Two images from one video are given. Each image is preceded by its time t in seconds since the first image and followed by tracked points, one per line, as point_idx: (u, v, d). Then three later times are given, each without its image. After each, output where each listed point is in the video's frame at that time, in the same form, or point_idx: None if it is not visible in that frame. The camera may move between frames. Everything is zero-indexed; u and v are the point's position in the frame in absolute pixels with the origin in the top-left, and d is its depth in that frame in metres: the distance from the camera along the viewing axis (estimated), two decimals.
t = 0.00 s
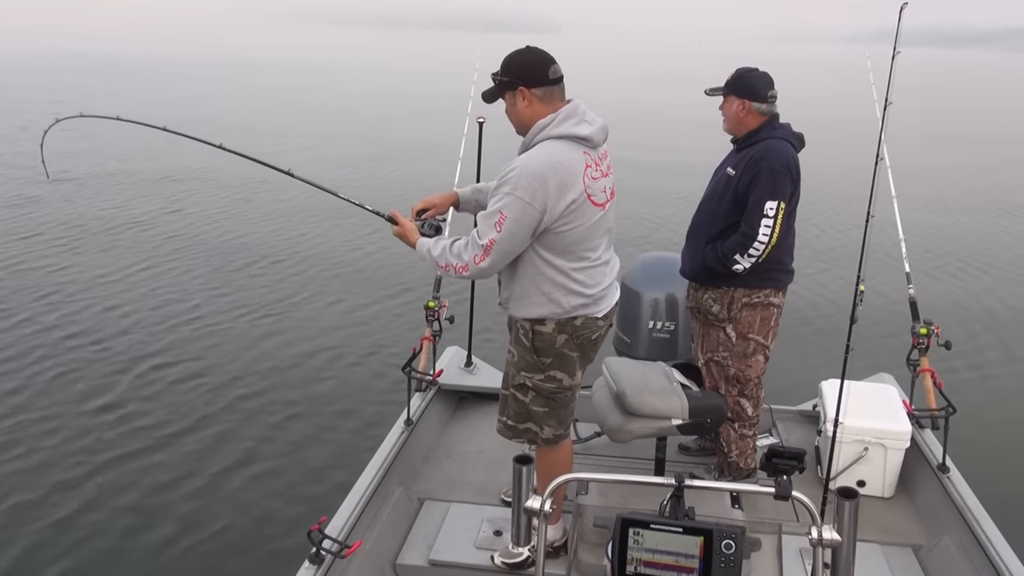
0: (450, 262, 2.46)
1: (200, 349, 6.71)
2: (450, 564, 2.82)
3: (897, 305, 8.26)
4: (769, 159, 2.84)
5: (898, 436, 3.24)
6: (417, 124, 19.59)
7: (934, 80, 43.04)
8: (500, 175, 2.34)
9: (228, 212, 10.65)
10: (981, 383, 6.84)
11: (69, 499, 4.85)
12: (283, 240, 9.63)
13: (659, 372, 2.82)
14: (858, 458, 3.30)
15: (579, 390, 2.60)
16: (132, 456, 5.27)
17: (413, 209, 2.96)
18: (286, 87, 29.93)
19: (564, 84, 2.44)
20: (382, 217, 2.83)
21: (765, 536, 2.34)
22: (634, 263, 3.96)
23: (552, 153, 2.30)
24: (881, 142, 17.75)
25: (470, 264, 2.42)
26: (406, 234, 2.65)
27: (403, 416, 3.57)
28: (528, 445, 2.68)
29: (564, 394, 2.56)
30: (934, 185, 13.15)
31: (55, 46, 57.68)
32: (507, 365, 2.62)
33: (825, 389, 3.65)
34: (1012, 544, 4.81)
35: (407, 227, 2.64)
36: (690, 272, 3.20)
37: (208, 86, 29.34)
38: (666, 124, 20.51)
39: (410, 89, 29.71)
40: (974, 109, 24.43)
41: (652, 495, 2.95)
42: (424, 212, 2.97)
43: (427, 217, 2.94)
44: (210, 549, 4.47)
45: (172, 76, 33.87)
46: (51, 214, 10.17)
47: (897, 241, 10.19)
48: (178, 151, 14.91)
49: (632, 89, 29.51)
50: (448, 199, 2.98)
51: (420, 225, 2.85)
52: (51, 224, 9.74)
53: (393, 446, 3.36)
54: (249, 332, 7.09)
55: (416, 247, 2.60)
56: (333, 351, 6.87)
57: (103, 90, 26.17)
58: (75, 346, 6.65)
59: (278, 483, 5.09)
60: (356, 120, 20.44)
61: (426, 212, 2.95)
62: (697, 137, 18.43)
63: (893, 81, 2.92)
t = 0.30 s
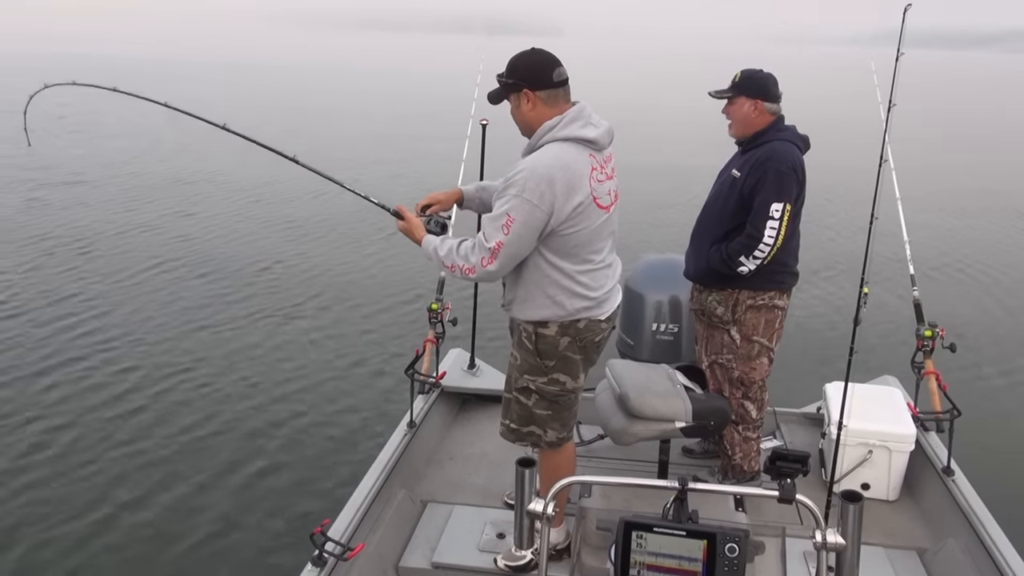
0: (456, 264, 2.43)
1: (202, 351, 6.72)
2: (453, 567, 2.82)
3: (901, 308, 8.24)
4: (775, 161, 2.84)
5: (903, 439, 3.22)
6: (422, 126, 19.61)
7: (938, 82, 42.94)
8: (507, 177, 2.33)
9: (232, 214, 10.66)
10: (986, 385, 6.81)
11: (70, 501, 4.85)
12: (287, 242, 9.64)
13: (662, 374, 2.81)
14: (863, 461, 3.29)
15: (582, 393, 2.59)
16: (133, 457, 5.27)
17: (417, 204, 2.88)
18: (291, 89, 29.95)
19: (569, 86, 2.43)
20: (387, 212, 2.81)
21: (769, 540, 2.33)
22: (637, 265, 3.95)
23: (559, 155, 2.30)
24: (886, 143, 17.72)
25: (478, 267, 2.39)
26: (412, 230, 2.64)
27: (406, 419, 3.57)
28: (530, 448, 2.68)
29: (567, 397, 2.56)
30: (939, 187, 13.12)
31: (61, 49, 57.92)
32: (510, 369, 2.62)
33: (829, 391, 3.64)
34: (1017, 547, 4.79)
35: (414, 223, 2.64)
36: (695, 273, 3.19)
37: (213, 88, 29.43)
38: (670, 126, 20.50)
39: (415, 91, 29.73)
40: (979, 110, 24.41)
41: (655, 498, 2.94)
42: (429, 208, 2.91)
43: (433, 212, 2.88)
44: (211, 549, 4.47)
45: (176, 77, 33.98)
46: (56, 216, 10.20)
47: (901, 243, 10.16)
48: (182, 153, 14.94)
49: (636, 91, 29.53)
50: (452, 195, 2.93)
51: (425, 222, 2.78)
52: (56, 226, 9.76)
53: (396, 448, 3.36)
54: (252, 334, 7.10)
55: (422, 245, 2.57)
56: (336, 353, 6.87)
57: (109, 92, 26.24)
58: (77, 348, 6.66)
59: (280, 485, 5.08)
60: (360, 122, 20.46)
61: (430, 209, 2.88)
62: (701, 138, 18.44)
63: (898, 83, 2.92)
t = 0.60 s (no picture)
0: (465, 265, 2.41)
1: (205, 354, 6.71)
2: (457, 570, 2.81)
3: (906, 310, 8.22)
4: (781, 163, 2.83)
5: (909, 442, 3.21)
6: (427, 128, 19.65)
7: (944, 83, 42.82)
8: (517, 179, 2.31)
9: (237, 216, 10.69)
10: (992, 387, 6.78)
11: (72, 501, 4.84)
12: (290, 245, 9.64)
13: (666, 377, 2.80)
14: (868, 464, 3.27)
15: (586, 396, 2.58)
16: (136, 458, 5.26)
17: (424, 198, 2.90)
18: (297, 91, 30.03)
19: (575, 87, 2.43)
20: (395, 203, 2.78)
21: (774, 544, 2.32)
22: (641, 267, 3.94)
23: (570, 157, 2.29)
24: (891, 146, 17.66)
25: (489, 268, 2.36)
26: (421, 227, 2.60)
27: (409, 421, 3.56)
28: (534, 451, 2.66)
29: (571, 400, 2.55)
30: (944, 189, 13.09)
31: (68, 50, 58.18)
32: (513, 372, 2.61)
33: (835, 394, 3.62)
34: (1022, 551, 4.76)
35: (423, 220, 2.60)
36: (700, 275, 3.18)
37: (217, 89, 29.47)
38: (675, 128, 20.50)
39: (420, 93, 29.77)
40: (985, 112, 24.32)
41: (659, 502, 2.93)
42: (435, 203, 2.91)
43: (440, 207, 2.89)
44: (214, 550, 4.46)
45: (181, 79, 34.05)
46: (62, 217, 10.25)
47: (906, 245, 10.14)
48: (188, 155, 14.99)
49: (640, 93, 29.49)
50: (459, 191, 2.93)
51: (434, 217, 2.79)
52: (61, 227, 9.80)
53: (400, 451, 3.35)
54: (256, 336, 7.11)
55: (430, 242, 2.55)
56: (340, 355, 6.87)
57: (116, 94, 26.35)
58: (80, 350, 6.66)
59: (283, 486, 5.08)
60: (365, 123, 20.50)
61: (437, 203, 2.89)
62: (706, 140, 18.41)
63: (905, 85, 2.91)
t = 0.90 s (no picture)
0: (474, 263, 2.39)
1: (208, 355, 6.71)
2: (461, 572, 2.80)
3: (911, 313, 8.20)
4: (789, 165, 2.81)
5: (914, 445, 3.19)
6: (431, 130, 19.66)
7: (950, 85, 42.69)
8: (527, 179, 2.30)
9: (241, 218, 10.71)
10: (997, 391, 6.75)
11: (74, 502, 4.83)
12: (293, 246, 9.64)
13: (670, 379, 2.79)
14: (874, 467, 3.26)
15: (589, 399, 2.58)
16: (138, 459, 5.26)
17: (435, 190, 2.90)
18: (302, 92, 30.07)
19: (584, 89, 2.42)
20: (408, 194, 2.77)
21: (779, 547, 2.30)
22: (646, 269, 3.93)
23: (581, 158, 2.29)
24: (895, 147, 17.60)
25: (498, 267, 2.35)
26: (432, 222, 2.60)
27: (413, 422, 3.55)
28: (538, 454, 2.66)
29: (575, 403, 2.54)
30: (950, 190, 13.04)
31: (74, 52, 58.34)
32: (517, 374, 2.60)
33: (840, 397, 3.60)
34: None
35: (435, 215, 2.59)
36: (706, 277, 3.17)
37: (222, 91, 29.52)
38: (679, 129, 20.48)
39: (425, 94, 29.82)
40: (989, 113, 24.25)
41: (663, 504, 2.92)
42: (446, 196, 2.91)
43: (451, 200, 2.89)
44: (216, 551, 4.45)
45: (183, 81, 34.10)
46: (67, 218, 10.27)
47: (911, 247, 10.10)
48: (193, 157, 15.02)
49: (642, 95, 29.46)
50: (470, 185, 2.93)
51: (445, 212, 2.80)
52: (66, 228, 9.83)
53: (403, 452, 3.34)
54: (260, 337, 7.11)
55: (440, 237, 2.54)
56: (343, 357, 6.87)
57: (122, 96, 26.40)
58: (82, 351, 6.65)
59: (286, 488, 5.08)
60: (370, 125, 20.52)
61: (448, 197, 2.90)
62: (709, 142, 18.37)
63: (912, 88, 2.90)
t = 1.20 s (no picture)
0: (474, 265, 2.40)
1: (210, 356, 6.72)
2: (463, 572, 2.81)
3: (913, 314, 8.19)
4: (791, 167, 2.82)
5: (917, 447, 3.19)
6: (433, 131, 19.67)
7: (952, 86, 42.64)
8: (529, 181, 2.31)
9: (244, 219, 10.73)
10: (1000, 392, 6.74)
11: (77, 505, 4.85)
12: (295, 247, 9.65)
13: (673, 381, 2.80)
14: (876, 469, 3.26)
15: (593, 401, 2.58)
16: (141, 461, 5.27)
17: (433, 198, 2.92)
18: (305, 93, 30.11)
19: (587, 92, 2.43)
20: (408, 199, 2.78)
21: (782, 549, 2.30)
22: (649, 271, 3.93)
23: (584, 161, 2.29)
24: (896, 148, 17.60)
25: (498, 270, 2.36)
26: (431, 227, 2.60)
27: (415, 424, 3.55)
28: (541, 456, 2.66)
29: (579, 405, 2.55)
30: (952, 191, 13.03)
31: (79, 53, 58.44)
32: (521, 377, 2.60)
33: (842, 398, 3.60)
34: None
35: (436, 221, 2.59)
36: (708, 279, 3.18)
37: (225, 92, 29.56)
38: (681, 130, 20.49)
39: (427, 95, 29.86)
40: (990, 114, 24.26)
41: (666, 506, 2.93)
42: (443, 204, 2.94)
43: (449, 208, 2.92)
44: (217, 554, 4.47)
45: (185, 81, 34.19)
46: (71, 220, 10.30)
47: (913, 248, 10.10)
48: (196, 158, 15.05)
49: (645, 96, 29.47)
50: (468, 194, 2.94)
51: (444, 217, 2.79)
52: (70, 229, 9.85)
53: (406, 453, 3.35)
54: (263, 338, 7.13)
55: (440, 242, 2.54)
56: (345, 359, 6.88)
57: (126, 96, 26.44)
58: (85, 353, 6.67)
59: (288, 489, 5.09)
60: (373, 126, 20.54)
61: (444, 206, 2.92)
62: (710, 143, 18.38)
63: (915, 90, 2.90)
